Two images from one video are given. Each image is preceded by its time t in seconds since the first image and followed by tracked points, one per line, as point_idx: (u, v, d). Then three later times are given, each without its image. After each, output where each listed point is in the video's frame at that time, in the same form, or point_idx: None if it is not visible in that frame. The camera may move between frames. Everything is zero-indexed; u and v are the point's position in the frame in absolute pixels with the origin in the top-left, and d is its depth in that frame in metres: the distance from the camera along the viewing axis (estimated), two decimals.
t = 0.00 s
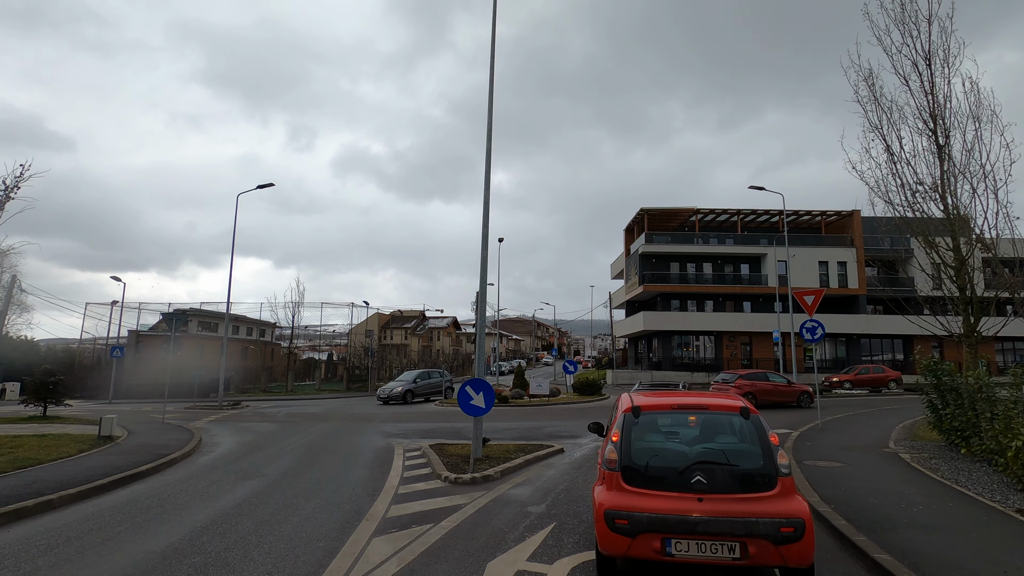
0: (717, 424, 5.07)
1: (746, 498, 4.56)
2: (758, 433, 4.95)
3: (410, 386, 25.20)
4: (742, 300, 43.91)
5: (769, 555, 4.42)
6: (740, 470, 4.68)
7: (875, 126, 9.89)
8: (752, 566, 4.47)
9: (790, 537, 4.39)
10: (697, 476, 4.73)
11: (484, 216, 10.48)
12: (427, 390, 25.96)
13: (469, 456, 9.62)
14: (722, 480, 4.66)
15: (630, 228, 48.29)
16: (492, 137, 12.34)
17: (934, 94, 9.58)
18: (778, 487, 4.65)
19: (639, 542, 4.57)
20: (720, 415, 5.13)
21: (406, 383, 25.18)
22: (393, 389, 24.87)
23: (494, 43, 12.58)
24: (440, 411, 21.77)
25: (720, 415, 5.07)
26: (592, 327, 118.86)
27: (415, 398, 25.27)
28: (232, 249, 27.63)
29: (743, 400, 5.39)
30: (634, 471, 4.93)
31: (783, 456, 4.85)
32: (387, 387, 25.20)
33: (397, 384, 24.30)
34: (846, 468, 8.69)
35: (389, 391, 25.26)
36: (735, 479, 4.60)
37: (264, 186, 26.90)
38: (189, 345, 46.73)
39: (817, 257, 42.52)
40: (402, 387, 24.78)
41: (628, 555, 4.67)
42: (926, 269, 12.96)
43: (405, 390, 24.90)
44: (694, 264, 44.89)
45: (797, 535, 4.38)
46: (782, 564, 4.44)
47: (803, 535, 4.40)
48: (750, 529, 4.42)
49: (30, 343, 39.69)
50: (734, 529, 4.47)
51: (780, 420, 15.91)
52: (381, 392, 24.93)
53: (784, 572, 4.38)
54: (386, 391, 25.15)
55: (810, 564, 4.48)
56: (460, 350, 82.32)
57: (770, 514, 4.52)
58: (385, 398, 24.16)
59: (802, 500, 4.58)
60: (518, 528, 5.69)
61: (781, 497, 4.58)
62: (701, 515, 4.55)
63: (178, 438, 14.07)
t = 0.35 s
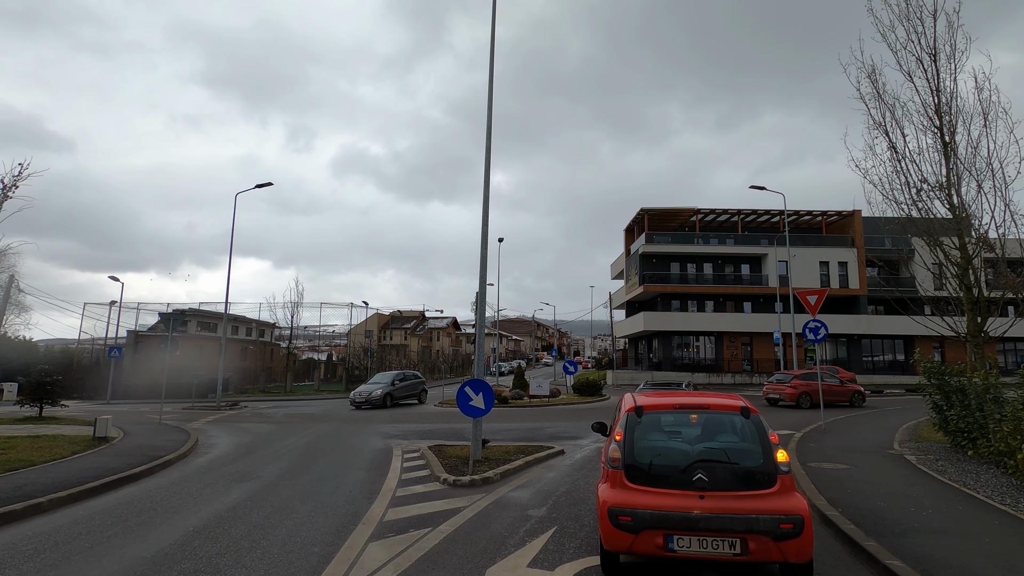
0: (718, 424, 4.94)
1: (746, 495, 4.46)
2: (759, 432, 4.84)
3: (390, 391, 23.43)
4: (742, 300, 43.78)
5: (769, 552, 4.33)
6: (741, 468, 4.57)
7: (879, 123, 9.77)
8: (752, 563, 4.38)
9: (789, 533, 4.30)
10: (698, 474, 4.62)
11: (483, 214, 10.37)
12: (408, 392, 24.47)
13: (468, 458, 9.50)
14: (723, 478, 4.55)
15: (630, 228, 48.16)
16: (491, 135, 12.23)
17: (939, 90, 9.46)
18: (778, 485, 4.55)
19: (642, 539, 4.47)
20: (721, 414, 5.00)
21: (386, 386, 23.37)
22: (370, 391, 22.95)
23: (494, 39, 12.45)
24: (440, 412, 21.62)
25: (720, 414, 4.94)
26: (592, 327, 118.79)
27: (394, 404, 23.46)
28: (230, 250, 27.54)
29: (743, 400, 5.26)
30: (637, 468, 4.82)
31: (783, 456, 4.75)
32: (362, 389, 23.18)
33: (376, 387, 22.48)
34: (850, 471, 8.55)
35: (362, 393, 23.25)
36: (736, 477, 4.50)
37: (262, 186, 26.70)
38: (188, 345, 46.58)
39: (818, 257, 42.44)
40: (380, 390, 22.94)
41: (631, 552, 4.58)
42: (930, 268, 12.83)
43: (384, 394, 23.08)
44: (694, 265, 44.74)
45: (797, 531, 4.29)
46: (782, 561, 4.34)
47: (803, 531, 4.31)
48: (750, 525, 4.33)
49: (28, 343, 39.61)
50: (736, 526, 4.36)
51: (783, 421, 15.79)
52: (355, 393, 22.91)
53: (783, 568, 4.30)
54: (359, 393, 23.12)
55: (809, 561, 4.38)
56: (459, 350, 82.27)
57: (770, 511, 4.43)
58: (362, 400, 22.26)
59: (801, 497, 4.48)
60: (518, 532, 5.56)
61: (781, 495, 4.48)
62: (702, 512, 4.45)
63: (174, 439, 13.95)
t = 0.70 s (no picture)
0: (717, 421, 5.12)
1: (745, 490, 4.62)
2: (757, 428, 5.02)
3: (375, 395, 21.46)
4: (742, 300, 43.64)
5: (765, 542, 4.52)
6: (739, 464, 4.74)
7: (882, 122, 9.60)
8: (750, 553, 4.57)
9: (784, 526, 4.48)
10: (699, 469, 4.81)
11: (483, 212, 10.23)
12: (390, 395, 22.61)
13: (467, 460, 9.35)
14: (721, 474, 4.73)
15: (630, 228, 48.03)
16: (491, 133, 12.10)
17: (943, 87, 9.31)
18: (774, 480, 4.73)
19: (644, 531, 4.67)
20: (719, 413, 5.18)
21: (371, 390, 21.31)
22: (351, 395, 20.73)
23: (494, 36, 12.31)
24: (439, 413, 21.44)
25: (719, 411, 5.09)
26: (593, 328, 118.64)
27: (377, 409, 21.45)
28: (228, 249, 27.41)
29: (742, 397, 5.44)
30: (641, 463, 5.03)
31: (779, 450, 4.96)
32: (342, 393, 20.86)
33: (360, 391, 20.36)
34: (857, 473, 8.39)
35: (339, 397, 20.89)
36: (734, 473, 4.70)
37: (260, 184, 26.56)
38: (186, 345, 46.35)
39: (819, 257, 42.32)
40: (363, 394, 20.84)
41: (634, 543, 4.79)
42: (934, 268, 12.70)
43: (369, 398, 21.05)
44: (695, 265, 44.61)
45: (791, 523, 4.48)
46: (777, 551, 4.54)
47: (797, 525, 4.49)
48: (747, 517, 4.52)
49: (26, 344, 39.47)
50: (733, 518, 4.57)
51: (785, 422, 15.66)
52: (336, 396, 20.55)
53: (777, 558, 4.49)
54: (336, 397, 20.77)
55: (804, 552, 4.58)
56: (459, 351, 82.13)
57: (767, 504, 4.62)
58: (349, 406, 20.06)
59: (796, 492, 4.65)
60: (518, 537, 5.41)
61: (776, 489, 4.66)
62: (701, 505, 4.65)
63: (170, 440, 13.81)
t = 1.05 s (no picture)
0: (716, 419, 5.71)
1: (741, 482, 5.17)
2: (751, 426, 5.61)
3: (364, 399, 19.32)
4: (743, 300, 43.47)
5: (757, 530, 5.08)
6: (734, 459, 5.32)
7: (888, 118, 9.38)
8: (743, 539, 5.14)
9: (775, 514, 5.03)
10: (698, 464, 5.38)
11: (482, 210, 10.07)
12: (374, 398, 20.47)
13: (466, 462, 9.18)
14: (718, 467, 5.30)
15: (630, 228, 47.86)
16: (490, 130, 11.95)
17: (951, 82, 9.10)
18: (767, 472, 5.30)
19: (648, 520, 5.24)
20: (718, 412, 5.77)
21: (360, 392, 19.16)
22: (338, 398, 18.38)
23: (494, 32, 12.17)
24: (439, 414, 21.28)
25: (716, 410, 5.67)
26: (593, 328, 118.38)
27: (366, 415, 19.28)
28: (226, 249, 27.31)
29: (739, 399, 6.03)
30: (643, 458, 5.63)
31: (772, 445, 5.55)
32: (325, 396, 18.37)
33: (349, 394, 18.14)
34: (865, 476, 8.20)
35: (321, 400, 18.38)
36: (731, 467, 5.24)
37: (259, 184, 26.43)
38: (185, 346, 46.14)
39: (819, 257, 42.16)
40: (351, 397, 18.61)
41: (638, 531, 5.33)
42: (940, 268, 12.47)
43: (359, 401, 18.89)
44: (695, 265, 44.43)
45: (781, 511, 5.05)
46: (769, 538, 5.09)
47: (786, 513, 5.05)
48: (741, 507, 5.08)
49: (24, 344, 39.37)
50: (729, 507, 5.14)
51: (788, 423, 15.50)
52: (322, 399, 18.07)
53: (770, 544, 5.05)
54: (317, 401, 18.19)
55: (793, 539, 5.13)
56: (458, 351, 82.01)
57: (759, 495, 5.18)
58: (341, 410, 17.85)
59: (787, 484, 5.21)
60: (519, 542, 5.27)
61: (768, 481, 5.23)
62: (700, 496, 5.22)
63: (166, 441, 13.66)
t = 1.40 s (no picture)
0: (713, 419, 6.75)
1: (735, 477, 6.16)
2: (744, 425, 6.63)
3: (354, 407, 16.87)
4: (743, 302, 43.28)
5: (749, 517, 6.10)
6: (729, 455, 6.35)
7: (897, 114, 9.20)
8: (735, 525, 6.17)
9: (763, 504, 6.06)
10: (696, 460, 6.43)
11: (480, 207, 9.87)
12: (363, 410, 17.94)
13: (464, 466, 8.94)
14: (714, 462, 6.34)
15: (629, 230, 47.66)
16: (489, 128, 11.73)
17: (961, 79, 8.93)
18: (757, 467, 6.33)
19: (652, 508, 6.25)
20: (715, 413, 6.82)
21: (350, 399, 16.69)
22: (325, 404, 15.84)
23: (493, 28, 11.96)
24: (437, 416, 21.04)
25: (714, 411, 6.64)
26: (592, 331, 118.15)
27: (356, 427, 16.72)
28: (222, 250, 27.02)
29: (734, 400, 7.04)
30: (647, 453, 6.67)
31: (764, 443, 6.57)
32: (310, 402, 15.77)
33: (339, 399, 15.68)
34: (873, 481, 7.97)
35: (304, 406, 15.75)
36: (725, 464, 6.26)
37: (256, 184, 26.18)
38: (181, 347, 45.82)
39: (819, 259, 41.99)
40: (340, 403, 16.15)
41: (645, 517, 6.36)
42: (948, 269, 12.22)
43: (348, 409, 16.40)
44: (695, 267, 44.24)
45: (768, 501, 6.08)
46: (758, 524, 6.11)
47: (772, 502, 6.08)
48: (734, 497, 6.11)
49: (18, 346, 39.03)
50: (723, 497, 6.18)
51: (791, 426, 15.27)
52: (307, 404, 15.47)
53: (760, 530, 6.06)
54: (300, 406, 15.55)
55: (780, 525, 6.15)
56: (457, 353, 81.66)
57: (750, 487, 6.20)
58: (331, 416, 15.35)
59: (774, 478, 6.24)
60: (518, 551, 5.06)
61: (758, 475, 6.24)
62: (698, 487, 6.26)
63: (157, 444, 13.39)
